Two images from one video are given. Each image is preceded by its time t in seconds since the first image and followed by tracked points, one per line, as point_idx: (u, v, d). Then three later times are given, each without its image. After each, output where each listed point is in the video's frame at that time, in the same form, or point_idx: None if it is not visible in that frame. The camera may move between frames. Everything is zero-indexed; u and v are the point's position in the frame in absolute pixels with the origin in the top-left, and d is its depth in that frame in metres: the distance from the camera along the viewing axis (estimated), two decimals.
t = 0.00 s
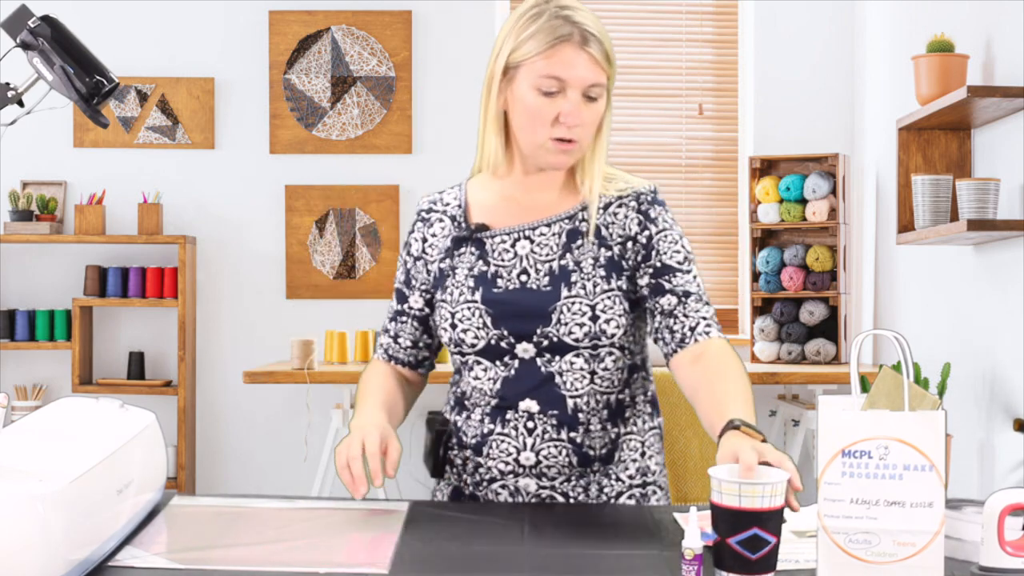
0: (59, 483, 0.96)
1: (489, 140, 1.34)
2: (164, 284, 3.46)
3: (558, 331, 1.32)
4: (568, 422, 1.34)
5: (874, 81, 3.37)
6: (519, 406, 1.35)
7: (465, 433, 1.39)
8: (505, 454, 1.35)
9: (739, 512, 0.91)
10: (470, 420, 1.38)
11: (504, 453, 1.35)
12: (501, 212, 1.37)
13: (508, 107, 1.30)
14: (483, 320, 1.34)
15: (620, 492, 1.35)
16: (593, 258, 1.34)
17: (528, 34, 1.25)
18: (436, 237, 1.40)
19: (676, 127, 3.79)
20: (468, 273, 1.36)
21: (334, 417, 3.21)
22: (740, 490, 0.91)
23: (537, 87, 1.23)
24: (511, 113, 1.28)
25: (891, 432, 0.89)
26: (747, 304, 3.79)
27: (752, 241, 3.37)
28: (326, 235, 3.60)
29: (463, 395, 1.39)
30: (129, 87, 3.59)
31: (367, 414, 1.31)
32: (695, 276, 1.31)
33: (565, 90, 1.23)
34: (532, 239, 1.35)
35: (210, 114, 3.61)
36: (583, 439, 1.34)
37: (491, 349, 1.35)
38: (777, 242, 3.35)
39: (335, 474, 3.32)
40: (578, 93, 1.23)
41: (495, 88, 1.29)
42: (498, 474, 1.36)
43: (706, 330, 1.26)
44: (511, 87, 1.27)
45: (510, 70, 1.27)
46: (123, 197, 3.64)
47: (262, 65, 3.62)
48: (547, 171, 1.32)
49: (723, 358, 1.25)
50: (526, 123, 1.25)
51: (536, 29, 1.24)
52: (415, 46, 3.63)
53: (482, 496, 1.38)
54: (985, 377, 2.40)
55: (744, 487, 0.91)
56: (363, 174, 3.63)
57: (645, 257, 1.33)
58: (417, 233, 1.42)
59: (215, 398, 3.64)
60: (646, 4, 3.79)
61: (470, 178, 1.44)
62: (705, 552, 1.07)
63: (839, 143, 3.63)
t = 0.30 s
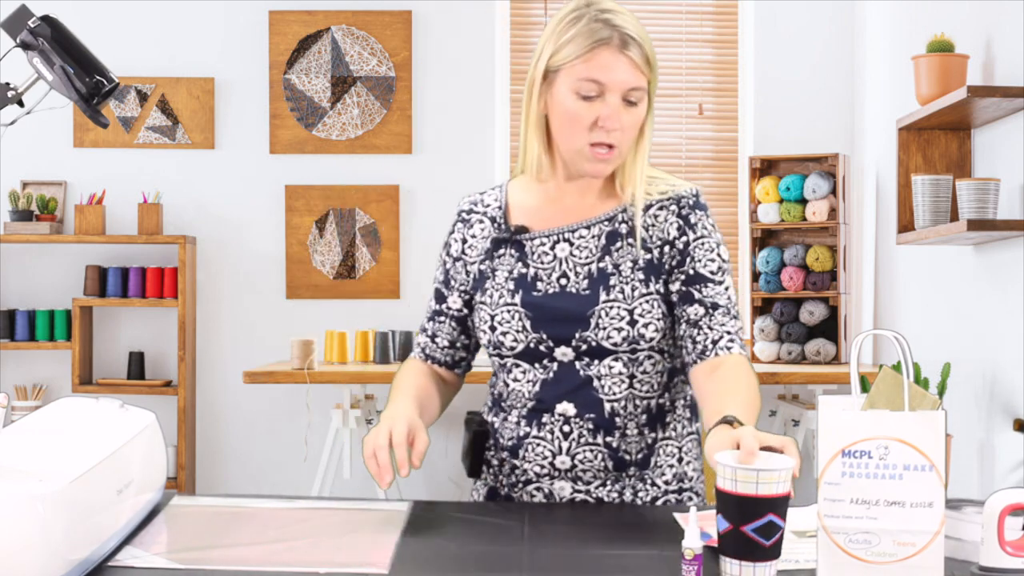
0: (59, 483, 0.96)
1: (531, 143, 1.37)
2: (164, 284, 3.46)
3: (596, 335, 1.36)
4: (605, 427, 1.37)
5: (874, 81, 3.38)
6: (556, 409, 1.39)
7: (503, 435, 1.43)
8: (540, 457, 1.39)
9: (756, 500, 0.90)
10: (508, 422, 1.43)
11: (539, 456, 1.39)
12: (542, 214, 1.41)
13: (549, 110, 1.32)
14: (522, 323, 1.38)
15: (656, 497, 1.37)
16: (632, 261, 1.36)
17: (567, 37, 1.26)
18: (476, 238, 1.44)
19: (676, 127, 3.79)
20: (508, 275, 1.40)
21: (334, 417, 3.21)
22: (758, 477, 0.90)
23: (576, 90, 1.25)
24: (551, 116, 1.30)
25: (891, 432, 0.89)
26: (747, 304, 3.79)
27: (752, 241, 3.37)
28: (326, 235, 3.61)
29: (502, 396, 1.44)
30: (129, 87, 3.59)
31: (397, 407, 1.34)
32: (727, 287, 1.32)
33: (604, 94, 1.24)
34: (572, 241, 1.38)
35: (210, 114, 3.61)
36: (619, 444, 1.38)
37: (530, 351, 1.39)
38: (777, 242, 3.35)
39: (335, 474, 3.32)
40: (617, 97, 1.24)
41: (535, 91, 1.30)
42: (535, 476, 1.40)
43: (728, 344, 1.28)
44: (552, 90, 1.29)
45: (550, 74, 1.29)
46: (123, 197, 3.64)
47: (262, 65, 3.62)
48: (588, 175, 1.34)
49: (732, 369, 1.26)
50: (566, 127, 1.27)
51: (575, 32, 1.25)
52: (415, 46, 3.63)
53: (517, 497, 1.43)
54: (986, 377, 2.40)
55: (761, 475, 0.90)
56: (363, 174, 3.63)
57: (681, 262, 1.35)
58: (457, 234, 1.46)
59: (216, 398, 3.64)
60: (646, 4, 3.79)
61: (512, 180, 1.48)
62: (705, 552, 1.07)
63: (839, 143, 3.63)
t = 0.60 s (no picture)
0: (59, 483, 0.96)
1: (553, 142, 1.37)
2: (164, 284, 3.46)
3: (611, 337, 1.35)
4: (616, 429, 1.38)
5: (874, 81, 3.38)
6: (568, 411, 1.39)
7: (514, 434, 1.43)
8: (551, 458, 1.40)
9: (758, 517, 0.89)
10: (519, 422, 1.43)
11: (550, 457, 1.40)
12: (561, 213, 1.40)
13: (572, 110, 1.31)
14: (537, 323, 1.37)
15: (666, 499, 1.37)
16: (649, 263, 1.36)
17: (590, 37, 1.26)
18: (493, 235, 1.43)
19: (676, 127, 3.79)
20: (524, 274, 1.39)
21: (334, 418, 3.21)
22: (760, 493, 0.89)
23: (599, 91, 1.24)
24: (574, 116, 1.29)
25: (891, 432, 0.89)
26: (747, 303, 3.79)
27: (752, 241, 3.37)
28: (326, 235, 3.61)
29: (514, 395, 1.44)
30: (129, 87, 3.59)
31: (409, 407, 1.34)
32: (738, 295, 1.31)
33: (627, 95, 1.23)
34: (589, 242, 1.37)
35: (210, 114, 3.61)
36: (630, 447, 1.38)
37: (544, 352, 1.38)
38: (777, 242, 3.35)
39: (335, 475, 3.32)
40: (640, 98, 1.24)
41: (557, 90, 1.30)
42: (545, 476, 1.41)
43: (730, 355, 1.27)
44: (575, 89, 1.28)
45: (573, 74, 1.28)
46: (123, 196, 3.64)
47: (262, 65, 3.62)
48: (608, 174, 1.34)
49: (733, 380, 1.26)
50: (588, 127, 1.26)
51: (598, 33, 1.25)
52: (415, 46, 3.63)
53: (527, 497, 1.44)
54: (986, 377, 2.40)
55: (763, 490, 0.89)
56: (363, 174, 3.63)
57: (695, 267, 1.35)
58: (475, 231, 1.45)
59: (216, 398, 3.64)
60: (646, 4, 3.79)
61: (531, 179, 1.47)
62: (705, 552, 1.07)
63: (839, 143, 3.63)
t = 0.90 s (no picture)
0: (58, 483, 0.96)
1: (565, 141, 1.36)
2: (164, 284, 3.46)
3: (616, 338, 1.35)
4: (617, 430, 1.38)
5: (874, 80, 3.38)
6: (569, 411, 1.38)
7: (514, 434, 1.43)
8: (551, 458, 1.39)
9: (758, 516, 0.89)
10: (519, 422, 1.43)
11: (550, 457, 1.39)
12: (570, 211, 1.40)
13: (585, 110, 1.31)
14: (541, 323, 1.37)
15: (665, 498, 1.36)
16: (655, 265, 1.36)
17: (602, 37, 1.26)
18: (498, 234, 1.43)
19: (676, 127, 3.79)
20: (529, 273, 1.39)
21: (334, 418, 3.21)
22: (760, 493, 0.89)
23: (613, 90, 1.24)
24: (587, 116, 1.29)
25: (891, 432, 0.89)
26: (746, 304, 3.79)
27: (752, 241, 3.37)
28: (326, 235, 3.61)
29: (515, 395, 1.44)
30: (129, 87, 3.59)
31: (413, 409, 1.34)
32: (743, 299, 1.32)
33: (642, 93, 1.23)
34: (596, 242, 1.38)
35: (210, 114, 3.61)
36: (631, 447, 1.38)
37: (548, 352, 1.38)
38: (777, 242, 3.35)
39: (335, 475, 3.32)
40: (655, 97, 1.23)
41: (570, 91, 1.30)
42: (545, 476, 1.41)
43: (734, 358, 1.28)
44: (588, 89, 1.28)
45: (585, 74, 1.28)
46: (123, 197, 3.64)
47: (262, 65, 3.62)
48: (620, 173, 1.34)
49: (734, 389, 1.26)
50: (601, 126, 1.26)
51: (611, 33, 1.25)
52: (415, 46, 3.63)
53: (527, 496, 1.43)
54: (986, 377, 2.40)
55: (763, 490, 0.89)
56: (363, 174, 3.63)
57: (701, 270, 1.35)
58: (480, 229, 1.45)
59: (215, 398, 3.64)
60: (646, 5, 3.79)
61: (536, 178, 1.47)
62: (705, 552, 1.07)
63: (839, 143, 3.63)
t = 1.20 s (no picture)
0: (58, 483, 0.95)
1: (556, 141, 1.35)
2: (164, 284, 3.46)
3: (617, 334, 1.35)
4: (612, 428, 1.37)
5: (874, 80, 3.38)
6: (565, 410, 1.37)
7: (507, 434, 1.42)
8: (545, 458, 1.38)
9: (758, 516, 0.89)
10: (513, 422, 1.41)
11: (545, 457, 1.38)
12: (563, 211, 1.39)
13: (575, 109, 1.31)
14: (541, 320, 1.36)
15: (660, 497, 1.38)
16: (656, 264, 1.37)
17: (594, 40, 1.26)
18: (493, 233, 1.41)
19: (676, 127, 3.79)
20: (527, 271, 1.38)
21: (335, 417, 3.21)
22: (759, 493, 0.89)
23: (600, 95, 1.24)
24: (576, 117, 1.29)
25: (891, 432, 0.89)
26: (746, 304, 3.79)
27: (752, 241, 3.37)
28: (326, 235, 3.61)
29: (507, 396, 1.42)
30: (129, 87, 3.59)
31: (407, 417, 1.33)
32: (751, 311, 1.37)
33: (630, 99, 1.23)
34: (594, 239, 1.37)
35: (210, 114, 3.61)
36: (625, 446, 1.37)
37: (546, 349, 1.37)
38: (777, 242, 3.35)
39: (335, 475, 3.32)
40: (642, 103, 1.23)
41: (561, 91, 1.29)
42: (539, 476, 1.39)
43: (747, 374, 1.34)
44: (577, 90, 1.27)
45: (576, 75, 1.28)
46: (123, 196, 3.64)
47: (262, 65, 3.62)
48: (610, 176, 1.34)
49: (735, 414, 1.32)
50: (589, 129, 1.26)
51: (602, 36, 1.25)
52: (415, 46, 3.63)
53: (520, 497, 1.41)
54: (986, 377, 2.40)
55: (762, 490, 0.89)
56: (363, 174, 3.63)
57: (713, 276, 1.37)
58: (473, 228, 1.43)
59: (215, 398, 3.64)
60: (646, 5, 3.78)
61: (528, 177, 1.46)
62: (705, 552, 1.07)
63: (839, 143, 3.63)
